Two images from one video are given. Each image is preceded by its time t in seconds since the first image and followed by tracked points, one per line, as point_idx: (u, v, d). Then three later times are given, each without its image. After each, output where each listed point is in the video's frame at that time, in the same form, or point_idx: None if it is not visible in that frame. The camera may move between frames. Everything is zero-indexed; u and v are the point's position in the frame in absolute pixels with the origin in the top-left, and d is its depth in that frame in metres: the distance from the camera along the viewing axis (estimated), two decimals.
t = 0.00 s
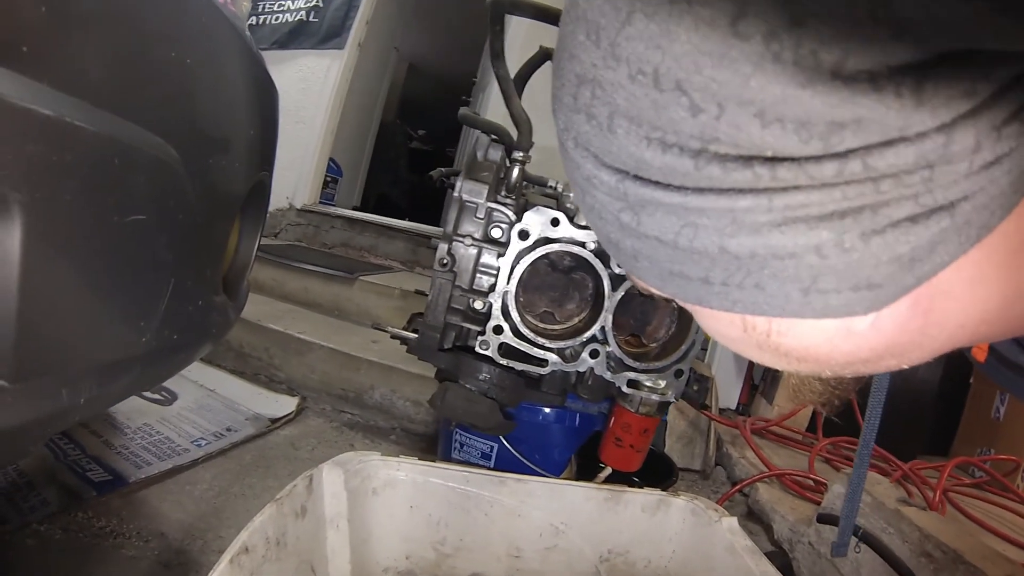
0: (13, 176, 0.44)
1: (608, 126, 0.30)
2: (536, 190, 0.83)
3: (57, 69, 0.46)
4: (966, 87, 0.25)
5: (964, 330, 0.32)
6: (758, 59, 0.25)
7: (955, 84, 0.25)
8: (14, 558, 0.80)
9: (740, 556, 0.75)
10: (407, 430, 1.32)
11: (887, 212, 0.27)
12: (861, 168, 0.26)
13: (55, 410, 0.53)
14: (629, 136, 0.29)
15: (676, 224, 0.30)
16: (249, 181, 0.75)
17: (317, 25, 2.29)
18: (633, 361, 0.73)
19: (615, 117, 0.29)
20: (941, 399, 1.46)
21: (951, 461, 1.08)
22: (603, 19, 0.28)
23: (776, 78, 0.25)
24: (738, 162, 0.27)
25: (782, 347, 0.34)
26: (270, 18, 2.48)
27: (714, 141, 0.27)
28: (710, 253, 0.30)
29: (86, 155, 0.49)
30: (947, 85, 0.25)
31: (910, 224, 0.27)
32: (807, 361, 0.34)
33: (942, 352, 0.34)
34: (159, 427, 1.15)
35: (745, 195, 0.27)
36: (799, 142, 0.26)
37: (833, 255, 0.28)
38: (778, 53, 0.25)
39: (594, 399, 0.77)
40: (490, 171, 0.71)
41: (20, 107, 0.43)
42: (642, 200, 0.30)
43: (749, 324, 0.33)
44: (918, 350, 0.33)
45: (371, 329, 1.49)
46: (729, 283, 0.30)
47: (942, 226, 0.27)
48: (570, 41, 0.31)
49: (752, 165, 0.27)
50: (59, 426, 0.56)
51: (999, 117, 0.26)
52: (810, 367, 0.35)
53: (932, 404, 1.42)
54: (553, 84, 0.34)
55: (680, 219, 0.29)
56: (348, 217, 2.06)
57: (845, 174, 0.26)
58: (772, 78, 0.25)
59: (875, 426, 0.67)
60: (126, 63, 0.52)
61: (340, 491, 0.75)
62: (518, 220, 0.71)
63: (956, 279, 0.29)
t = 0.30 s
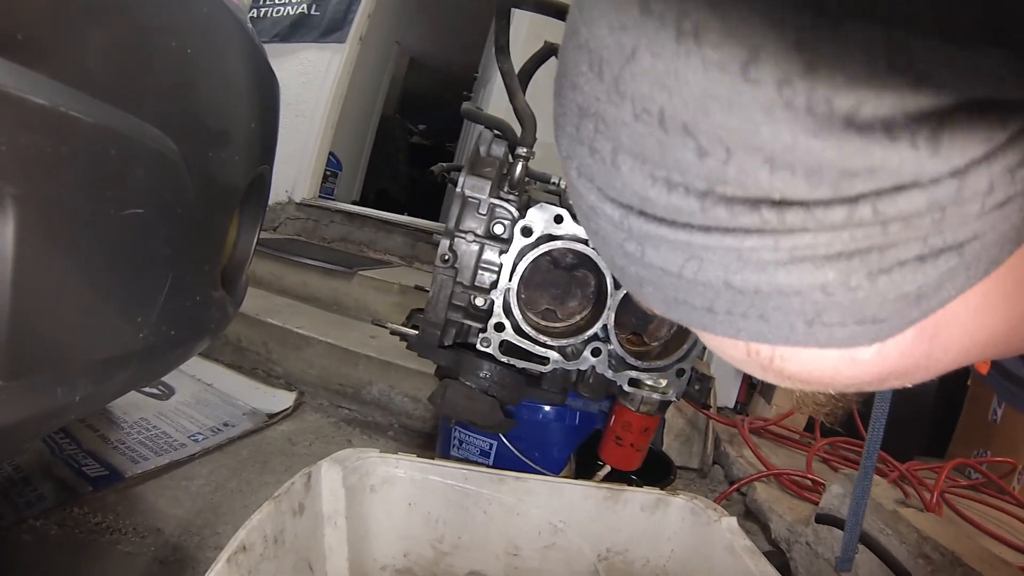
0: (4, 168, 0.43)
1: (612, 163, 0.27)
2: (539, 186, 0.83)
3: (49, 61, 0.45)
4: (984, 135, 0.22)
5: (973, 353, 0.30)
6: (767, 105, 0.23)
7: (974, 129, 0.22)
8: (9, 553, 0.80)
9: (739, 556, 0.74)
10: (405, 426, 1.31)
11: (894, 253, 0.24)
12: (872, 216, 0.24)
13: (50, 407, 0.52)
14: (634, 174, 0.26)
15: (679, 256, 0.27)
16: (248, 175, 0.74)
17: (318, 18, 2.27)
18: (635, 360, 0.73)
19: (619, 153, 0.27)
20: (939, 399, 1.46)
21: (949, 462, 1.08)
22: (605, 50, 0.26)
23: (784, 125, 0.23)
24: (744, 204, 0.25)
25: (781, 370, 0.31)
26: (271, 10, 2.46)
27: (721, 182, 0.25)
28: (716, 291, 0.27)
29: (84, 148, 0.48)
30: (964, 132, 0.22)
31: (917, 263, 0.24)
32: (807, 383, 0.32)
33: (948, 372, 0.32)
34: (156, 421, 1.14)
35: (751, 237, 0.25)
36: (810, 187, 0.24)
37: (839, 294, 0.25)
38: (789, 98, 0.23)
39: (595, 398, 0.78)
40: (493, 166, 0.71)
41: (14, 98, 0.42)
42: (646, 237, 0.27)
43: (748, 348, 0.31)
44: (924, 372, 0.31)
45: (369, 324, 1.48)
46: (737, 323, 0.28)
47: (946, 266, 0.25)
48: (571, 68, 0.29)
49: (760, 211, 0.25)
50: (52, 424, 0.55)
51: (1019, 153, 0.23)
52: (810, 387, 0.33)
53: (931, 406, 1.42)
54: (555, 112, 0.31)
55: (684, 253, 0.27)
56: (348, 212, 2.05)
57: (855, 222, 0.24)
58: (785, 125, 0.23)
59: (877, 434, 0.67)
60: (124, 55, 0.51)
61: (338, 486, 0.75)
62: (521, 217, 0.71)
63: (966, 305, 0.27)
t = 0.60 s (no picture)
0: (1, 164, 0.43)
1: (606, 189, 0.28)
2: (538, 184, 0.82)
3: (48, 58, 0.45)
4: (982, 173, 0.22)
5: (971, 367, 0.30)
6: (762, 141, 0.23)
7: (972, 167, 0.22)
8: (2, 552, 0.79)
9: (736, 555, 0.74)
10: (402, 424, 1.31)
11: (887, 279, 0.24)
12: (865, 247, 0.24)
13: (46, 406, 0.52)
14: (628, 200, 0.27)
15: (674, 277, 0.27)
16: (246, 170, 0.73)
17: (316, 14, 2.26)
18: (632, 359, 0.73)
19: (613, 180, 0.27)
20: (934, 399, 1.47)
21: (944, 462, 1.08)
22: (598, 79, 0.26)
23: (777, 162, 0.23)
24: (736, 233, 0.25)
25: (777, 384, 0.32)
26: (269, 6, 2.45)
27: (714, 212, 0.25)
28: (709, 312, 0.28)
29: (81, 142, 0.48)
30: (962, 170, 0.22)
31: (910, 290, 0.24)
32: (805, 397, 0.32)
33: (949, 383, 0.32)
34: (151, 419, 1.14)
35: (744, 264, 0.25)
36: (802, 219, 0.24)
37: (830, 318, 0.25)
38: (784, 133, 0.23)
39: (592, 396, 0.78)
40: (491, 164, 0.70)
41: (10, 92, 0.42)
42: (643, 261, 0.28)
43: (742, 363, 0.31)
44: (923, 385, 0.31)
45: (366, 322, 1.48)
46: (735, 348, 0.29)
47: (939, 292, 0.24)
48: (563, 93, 0.29)
49: (752, 240, 0.25)
50: (47, 424, 0.55)
51: (1020, 181, 0.22)
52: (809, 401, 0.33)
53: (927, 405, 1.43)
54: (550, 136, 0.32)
55: (678, 275, 0.27)
56: (345, 209, 2.04)
57: (848, 253, 0.24)
58: (781, 160, 0.23)
59: (874, 436, 0.67)
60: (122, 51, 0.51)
61: (335, 485, 0.75)
62: (519, 215, 0.70)
63: (961, 323, 0.27)
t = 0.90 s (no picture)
0: (11, 161, 0.43)
1: (606, 212, 0.28)
2: (541, 186, 0.82)
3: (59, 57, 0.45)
4: (972, 203, 0.22)
5: (968, 381, 0.30)
6: (756, 172, 0.23)
7: (962, 199, 0.22)
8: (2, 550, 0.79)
9: (735, 558, 0.75)
10: (402, 424, 1.31)
11: (880, 302, 0.25)
12: (857, 272, 0.24)
13: (50, 404, 0.52)
14: (627, 223, 0.27)
15: (672, 296, 0.28)
16: (250, 169, 0.73)
17: (318, 14, 2.26)
18: (635, 361, 0.73)
19: (613, 203, 0.27)
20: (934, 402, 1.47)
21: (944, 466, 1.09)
22: (598, 104, 0.26)
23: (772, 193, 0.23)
24: (731, 256, 0.25)
25: (773, 393, 0.32)
26: (272, 5, 2.45)
27: (710, 236, 0.25)
28: (707, 329, 0.28)
29: (87, 139, 0.48)
30: (952, 202, 0.22)
31: (902, 312, 0.25)
32: (802, 407, 0.33)
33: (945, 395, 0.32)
34: (151, 417, 1.14)
35: (739, 286, 0.26)
36: (796, 245, 0.24)
37: (824, 338, 0.26)
38: (778, 165, 0.23)
39: (594, 398, 0.78)
40: (496, 165, 0.70)
41: (22, 90, 0.42)
42: (641, 280, 0.28)
43: (740, 375, 0.32)
44: (919, 398, 0.31)
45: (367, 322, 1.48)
46: (731, 362, 0.29)
47: (931, 313, 0.25)
48: (564, 112, 0.29)
49: (747, 264, 0.25)
50: (52, 422, 0.55)
51: (1012, 209, 0.23)
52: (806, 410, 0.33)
53: (926, 410, 1.43)
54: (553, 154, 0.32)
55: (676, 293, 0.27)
56: (346, 208, 2.04)
57: (841, 278, 0.24)
58: (775, 190, 0.23)
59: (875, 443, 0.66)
60: (129, 51, 0.51)
61: (337, 485, 0.75)
62: (523, 216, 0.70)
63: (954, 343, 0.27)
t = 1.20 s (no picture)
0: (10, 158, 0.43)
1: (608, 221, 0.28)
2: (543, 185, 0.82)
3: (58, 54, 0.45)
4: (973, 216, 0.22)
5: (970, 387, 0.30)
6: (757, 185, 0.23)
7: (963, 212, 0.22)
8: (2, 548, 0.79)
9: (736, 559, 0.74)
10: (403, 423, 1.31)
11: (881, 310, 0.24)
12: (857, 282, 0.24)
13: (50, 403, 0.52)
14: (630, 232, 0.27)
15: (675, 303, 0.27)
16: (251, 166, 0.73)
17: (320, 12, 2.25)
18: (637, 361, 0.72)
19: (615, 213, 0.27)
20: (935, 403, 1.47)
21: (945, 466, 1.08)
22: (600, 114, 0.26)
23: (772, 205, 0.23)
24: (733, 266, 0.25)
25: (774, 398, 0.32)
26: (273, 3, 2.45)
27: (712, 245, 0.25)
28: (710, 336, 0.28)
29: (87, 136, 0.48)
30: (952, 215, 0.22)
31: (903, 321, 0.24)
32: (803, 411, 0.32)
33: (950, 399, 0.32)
34: (152, 415, 1.14)
35: (741, 295, 0.25)
36: (797, 256, 0.24)
37: (825, 346, 0.26)
38: (779, 178, 0.23)
39: (596, 398, 0.77)
40: (498, 163, 0.70)
41: (19, 85, 0.42)
42: (643, 288, 0.28)
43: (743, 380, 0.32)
44: (922, 402, 0.31)
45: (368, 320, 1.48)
46: (734, 368, 0.29)
47: (932, 322, 0.24)
48: (567, 119, 0.29)
49: (749, 273, 0.25)
50: (53, 420, 0.55)
51: (1014, 220, 0.22)
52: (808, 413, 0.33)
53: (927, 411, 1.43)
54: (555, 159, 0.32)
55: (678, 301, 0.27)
56: (347, 207, 2.04)
57: (842, 288, 0.24)
58: (777, 201, 0.23)
59: (876, 444, 0.66)
60: (130, 48, 0.51)
61: (338, 484, 0.75)
62: (525, 215, 0.70)
63: (956, 349, 0.27)
